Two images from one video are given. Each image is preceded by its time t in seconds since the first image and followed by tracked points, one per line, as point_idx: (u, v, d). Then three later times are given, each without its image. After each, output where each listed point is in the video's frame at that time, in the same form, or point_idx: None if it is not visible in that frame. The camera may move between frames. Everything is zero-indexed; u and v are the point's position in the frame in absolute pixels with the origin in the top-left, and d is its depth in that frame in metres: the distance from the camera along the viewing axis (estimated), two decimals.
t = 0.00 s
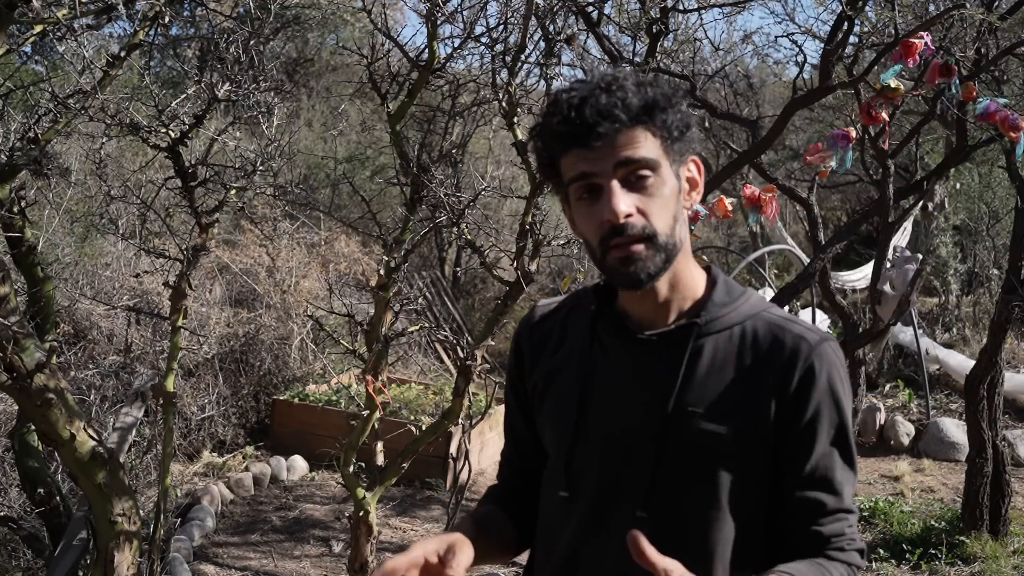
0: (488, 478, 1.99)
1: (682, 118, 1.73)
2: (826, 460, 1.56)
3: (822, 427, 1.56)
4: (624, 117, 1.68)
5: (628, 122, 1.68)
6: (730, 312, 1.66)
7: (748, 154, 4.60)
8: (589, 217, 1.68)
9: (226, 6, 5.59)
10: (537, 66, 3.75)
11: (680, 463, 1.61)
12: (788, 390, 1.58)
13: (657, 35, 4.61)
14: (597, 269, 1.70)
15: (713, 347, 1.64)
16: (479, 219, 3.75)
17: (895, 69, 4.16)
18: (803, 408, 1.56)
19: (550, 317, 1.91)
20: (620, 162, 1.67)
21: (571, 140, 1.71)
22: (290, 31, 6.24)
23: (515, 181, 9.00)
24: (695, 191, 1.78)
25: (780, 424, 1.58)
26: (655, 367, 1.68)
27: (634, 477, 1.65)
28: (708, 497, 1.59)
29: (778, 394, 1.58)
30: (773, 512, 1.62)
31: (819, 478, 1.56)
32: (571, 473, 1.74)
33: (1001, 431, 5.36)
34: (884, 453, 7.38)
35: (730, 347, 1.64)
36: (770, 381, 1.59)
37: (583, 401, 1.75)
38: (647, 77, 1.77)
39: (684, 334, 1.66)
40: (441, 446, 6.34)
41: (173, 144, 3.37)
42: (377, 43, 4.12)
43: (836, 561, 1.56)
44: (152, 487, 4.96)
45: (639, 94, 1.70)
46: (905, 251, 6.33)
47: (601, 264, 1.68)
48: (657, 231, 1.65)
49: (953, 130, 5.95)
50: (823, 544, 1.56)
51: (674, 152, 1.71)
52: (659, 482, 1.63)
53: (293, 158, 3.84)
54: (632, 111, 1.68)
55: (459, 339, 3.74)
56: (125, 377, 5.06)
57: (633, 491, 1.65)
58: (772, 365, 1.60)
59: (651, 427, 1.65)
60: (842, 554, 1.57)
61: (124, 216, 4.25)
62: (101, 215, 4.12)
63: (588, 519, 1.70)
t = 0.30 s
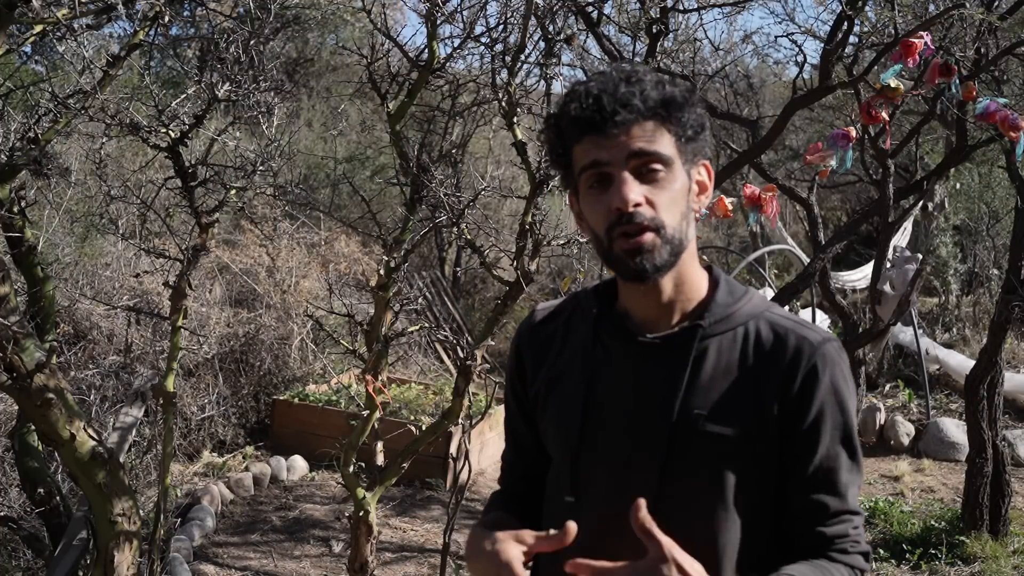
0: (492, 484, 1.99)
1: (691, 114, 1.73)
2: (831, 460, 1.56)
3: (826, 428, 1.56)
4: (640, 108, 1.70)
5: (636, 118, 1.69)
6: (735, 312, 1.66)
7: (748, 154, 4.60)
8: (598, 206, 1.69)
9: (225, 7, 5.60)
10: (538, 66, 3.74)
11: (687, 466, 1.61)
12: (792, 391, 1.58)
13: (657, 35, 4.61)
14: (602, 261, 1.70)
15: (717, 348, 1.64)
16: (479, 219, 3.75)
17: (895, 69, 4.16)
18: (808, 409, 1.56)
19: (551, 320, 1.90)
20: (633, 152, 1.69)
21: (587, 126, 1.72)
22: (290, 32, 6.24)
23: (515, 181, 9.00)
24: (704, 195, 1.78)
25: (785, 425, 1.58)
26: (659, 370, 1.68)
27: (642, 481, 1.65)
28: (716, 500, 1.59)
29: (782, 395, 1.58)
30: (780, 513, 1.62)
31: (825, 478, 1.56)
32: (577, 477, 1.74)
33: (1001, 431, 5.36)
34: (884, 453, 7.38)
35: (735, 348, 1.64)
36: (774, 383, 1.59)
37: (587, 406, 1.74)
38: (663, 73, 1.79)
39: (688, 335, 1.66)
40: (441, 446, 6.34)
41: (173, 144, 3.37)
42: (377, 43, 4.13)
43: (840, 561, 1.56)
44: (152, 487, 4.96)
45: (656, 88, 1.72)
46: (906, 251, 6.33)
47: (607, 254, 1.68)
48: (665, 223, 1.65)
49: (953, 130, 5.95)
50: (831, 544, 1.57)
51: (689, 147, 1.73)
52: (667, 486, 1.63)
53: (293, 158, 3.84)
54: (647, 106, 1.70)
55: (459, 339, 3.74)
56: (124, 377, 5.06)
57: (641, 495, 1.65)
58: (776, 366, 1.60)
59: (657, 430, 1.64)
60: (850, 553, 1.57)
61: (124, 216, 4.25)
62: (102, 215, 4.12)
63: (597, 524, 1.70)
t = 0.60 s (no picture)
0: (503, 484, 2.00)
1: (691, 117, 1.73)
2: (840, 465, 1.57)
3: (837, 431, 1.56)
4: (638, 115, 1.69)
5: (635, 123, 1.69)
6: (747, 315, 1.66)
7: (748, 154, 4.60)
8: (598, 214, 1.70)
9: (226, 6, 5.60)
10: (538, 66, 3.74)
11: (697, 468, 1.61)
12: (805, 394, 1.58)
13: (657, 35, 4.61)
14: (606, 267, 1.71)
15: (728, 351, 1.64)
16: (479, 219, 3.75)
17: (895, 69, 4.16)
18: (820, 412, 1.56)
19: (564, 322, 1.90)
20: (630, 161, 1.69)
21: (583, 136, 1.73)
22: (290, 31, 6.24)
23: (515, 181, 9.01)
24: (711, 197, 1.77)
25: (797, 428, 1.58)
26: (671, 372, 1.68)
27: (652, 482, 1.65)
28: (725, 503, 1.59)
29: (794, 398, 1.58)
30: (788, 517, 1.62)
31: (835, 482, 1.57)
32: (586, 478, 1.74)
33: (1001, 431, 5.36)
34: (884, 453, 7.38)
35: (747, 350, 1.64)
36: (787, 386, 1.59)
37: (598, 406, 1.75)
38: (663, 78, 1.78)
39: (701, 338, 1.66)
40: (441, 446, 6.34)
41: (173, 144, 3.37)
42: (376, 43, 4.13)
43: (846, 566, 1.57)
44: (152, 486, 4.96)
45: (655, 95, 1.71)
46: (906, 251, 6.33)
47: (610, 261, 1.69)
48: (665, 231, 1.65)
49: (953, 130, 5.95)
50: (838, 547, 1.57)
51: (689, 154, 1.72)
52: (675, 488, 1.63)
53: (293, 158, 3.85)
54: (646, 111, 1.70)
55: (459, 339, 3.74)
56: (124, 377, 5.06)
57: (650, 495, 1.65)
58: (788, 369, 1.60)
59: (667, 431, 1.65)
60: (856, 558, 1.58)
61: (124, 216, 4.25)
62: (102, 215, 4.12)
63: (604, 525, 1.70)
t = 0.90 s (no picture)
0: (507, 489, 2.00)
1: (688, 118, 1.74)
2: (845, 459, 1.57)
3: (840, 424, 1.57)
4: (635, 117, 1.69)
5: (632, 123, 1.70)
6: (746, 314, 1.67)
7: (748, 154, 4.60)
8: (596, 213, 1.70)
9: (225, 6, 5.61)
10: (537, 66, 3.74)
11: (702, 468, 1.61)
12: (807, 390, 1.58)
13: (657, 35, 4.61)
14: (604, 268, 1.71)
15: (729, 349, 1.64)
16: (479, 219, 3.75)
17: (895, 69, 4.16)
18: (823, 407, 1.56)
19: (564, 325, 1.90)
20: (627, 161, 1.69)
21: (581, 136, 1.73)
22: (290, 31, 6.25)
23: (515, 181, 9.02)
24: (708, 199, 1.78)
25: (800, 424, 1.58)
26: (672, 372, 1.68)
27: (657, 483, 1.65)
28: (731, 501, 1.59)
29: (797, 393, 1.58)
30: (794, 512, 1.63)
31: (840, 476, 1.57)
32: (591, 479, 1.74)
33: (1001, 431, 5.36)
34: (884, 453, 7.38)
35: (748, 348, 1.64)
36: (788, 382, 1.59)
37: (602, 408, 1.74)
38: (661, 78, 1.79)
39: (701, 337, 1.66)
40: (441, 446, 6.34)
41: (173, 143, 3.37)
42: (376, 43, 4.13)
43: (853, 561, 1.57)
44: (152, 487, 4.96)
45: (652, 95, 1.72)
46: (906, 251, 6.33)
47: (607, 261, 1.69)
48: (661, 230, 1.66)
49: (953, 130, 5.95)
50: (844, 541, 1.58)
51: (686, 154, 1.73)
52: (680, 487, 1.63)
53: (293, 158, 3.85)
54: (644, 112, 1.70)
55: (459, 339, 3.74)
56: (124, 377, 5.06)
57: (655, 496, 1.65)
58: (790, 364, 1.60)
59: (671, 430, 1.65)
60: (863, 552, 1.58)
61: (125, 216, 4.25)
62: (102, 214, 4.12)
63: (611, 527, 1.70)
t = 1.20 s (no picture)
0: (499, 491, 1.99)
1: (695, 114, 1.74)
2: (830, 461, 1.54)
3: (826, 423, 1.54)
4: (634, 116, 1.69)
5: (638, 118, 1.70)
6: (734, 312, 1.66)
7: (748, 154, 4.60)
8: (598, 200, 1.70)
9: (225, 6, 5.61)
10: (537, 66, 3.74)
11: (692, 468, 1.61)
12: (791, 389, 1.57)
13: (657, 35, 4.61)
14: (601, 257, 1.70)
15: (716, 348, 1.64)
16: (479, 219, 3.74)
17: (895, 69, 4.16)
18: (805, 404, 1.55)
19: (556, 326, 1.90)
20: (633, 151, 1.69)
21: (590, 122, 1.73)
22: (290, 32, 6.25)
23: (515, 181, 9.03)
24: (704, 201, 1.78)
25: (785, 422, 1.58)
26: (660, 371, 1.68)
27: (647, 484, 1.65)
28: (720, 500, 1.59)
29: (779, 390, 1.57)
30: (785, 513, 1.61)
31: (824, 477, 1.54)
32: (585, 480, 1.75)
33: (1001, 431, 5.36)
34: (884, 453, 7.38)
35: (734, 347, 1.63)
36: (772, 381, 1.58)
37: (594, 409, 1.75)
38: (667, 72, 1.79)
39: (688, 335, 1.66)
40: (441, 446, 6.34)
41: (173, 144, 3.37)
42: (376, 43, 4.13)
43: None
44: (152, 487, 4.97)
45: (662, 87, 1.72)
46: (906, 251, 6.33)
47: (605, 248, 1.69)
48: (662, 222, 1.66)
49: (953, 130, 5.95)
50: (818, 555, 1.53)
51: (690, 149, 1.73)
52: (671, 487, 1.63)
53: (293, 158, 3.85)
54: (650, 106, 1.70)
55: (459, 339, 3.74)
56: (124, 377, 5.06)
57: (646, 497, 1.65)
58: (774, 363, 1.59)
59: (659, 430, 1.65)
60: (844, 567, 1.53)
61: (124, 216, 4.25)
62: (102, 215, 4.12)
63: (604, 528, 1.71)
